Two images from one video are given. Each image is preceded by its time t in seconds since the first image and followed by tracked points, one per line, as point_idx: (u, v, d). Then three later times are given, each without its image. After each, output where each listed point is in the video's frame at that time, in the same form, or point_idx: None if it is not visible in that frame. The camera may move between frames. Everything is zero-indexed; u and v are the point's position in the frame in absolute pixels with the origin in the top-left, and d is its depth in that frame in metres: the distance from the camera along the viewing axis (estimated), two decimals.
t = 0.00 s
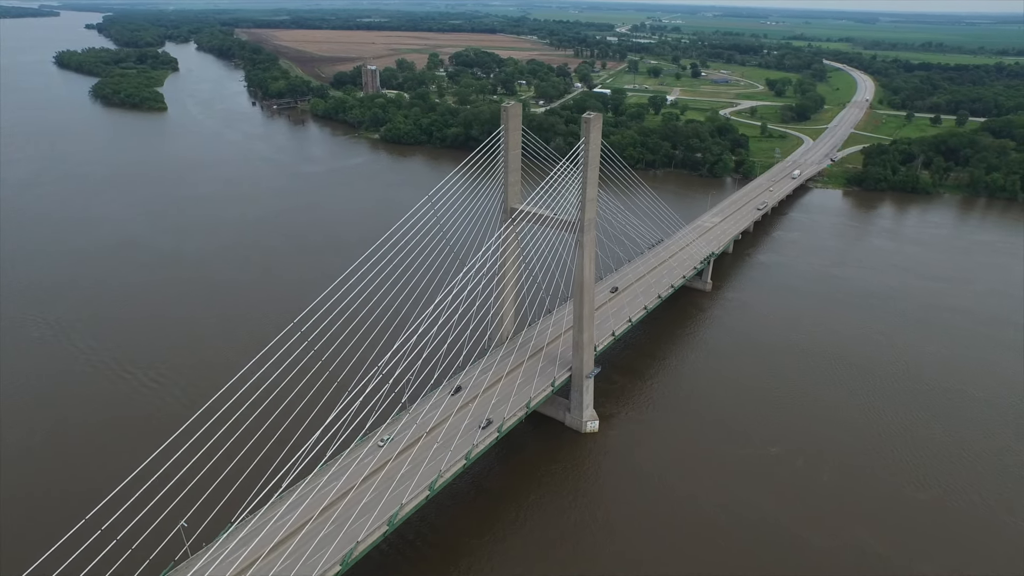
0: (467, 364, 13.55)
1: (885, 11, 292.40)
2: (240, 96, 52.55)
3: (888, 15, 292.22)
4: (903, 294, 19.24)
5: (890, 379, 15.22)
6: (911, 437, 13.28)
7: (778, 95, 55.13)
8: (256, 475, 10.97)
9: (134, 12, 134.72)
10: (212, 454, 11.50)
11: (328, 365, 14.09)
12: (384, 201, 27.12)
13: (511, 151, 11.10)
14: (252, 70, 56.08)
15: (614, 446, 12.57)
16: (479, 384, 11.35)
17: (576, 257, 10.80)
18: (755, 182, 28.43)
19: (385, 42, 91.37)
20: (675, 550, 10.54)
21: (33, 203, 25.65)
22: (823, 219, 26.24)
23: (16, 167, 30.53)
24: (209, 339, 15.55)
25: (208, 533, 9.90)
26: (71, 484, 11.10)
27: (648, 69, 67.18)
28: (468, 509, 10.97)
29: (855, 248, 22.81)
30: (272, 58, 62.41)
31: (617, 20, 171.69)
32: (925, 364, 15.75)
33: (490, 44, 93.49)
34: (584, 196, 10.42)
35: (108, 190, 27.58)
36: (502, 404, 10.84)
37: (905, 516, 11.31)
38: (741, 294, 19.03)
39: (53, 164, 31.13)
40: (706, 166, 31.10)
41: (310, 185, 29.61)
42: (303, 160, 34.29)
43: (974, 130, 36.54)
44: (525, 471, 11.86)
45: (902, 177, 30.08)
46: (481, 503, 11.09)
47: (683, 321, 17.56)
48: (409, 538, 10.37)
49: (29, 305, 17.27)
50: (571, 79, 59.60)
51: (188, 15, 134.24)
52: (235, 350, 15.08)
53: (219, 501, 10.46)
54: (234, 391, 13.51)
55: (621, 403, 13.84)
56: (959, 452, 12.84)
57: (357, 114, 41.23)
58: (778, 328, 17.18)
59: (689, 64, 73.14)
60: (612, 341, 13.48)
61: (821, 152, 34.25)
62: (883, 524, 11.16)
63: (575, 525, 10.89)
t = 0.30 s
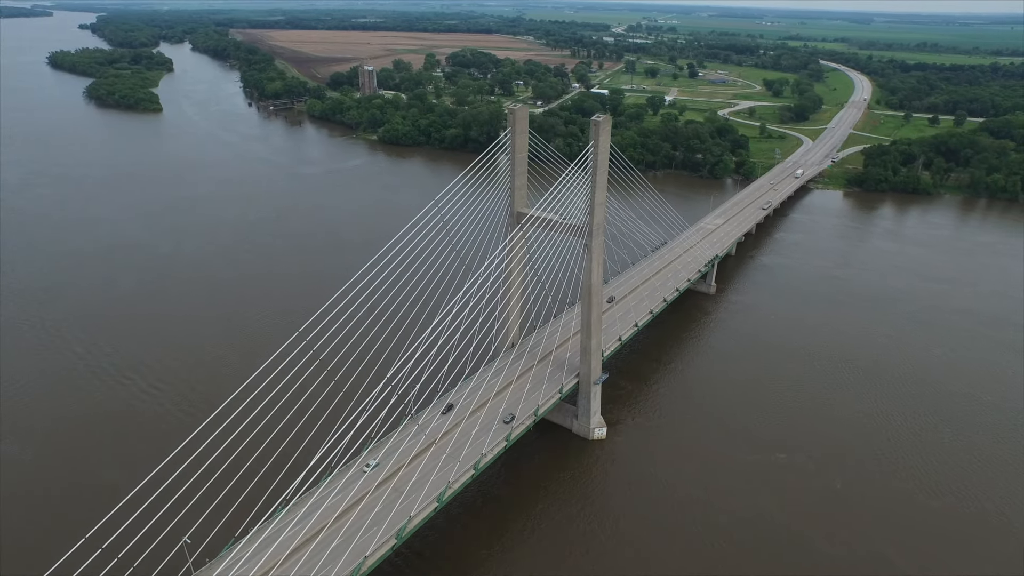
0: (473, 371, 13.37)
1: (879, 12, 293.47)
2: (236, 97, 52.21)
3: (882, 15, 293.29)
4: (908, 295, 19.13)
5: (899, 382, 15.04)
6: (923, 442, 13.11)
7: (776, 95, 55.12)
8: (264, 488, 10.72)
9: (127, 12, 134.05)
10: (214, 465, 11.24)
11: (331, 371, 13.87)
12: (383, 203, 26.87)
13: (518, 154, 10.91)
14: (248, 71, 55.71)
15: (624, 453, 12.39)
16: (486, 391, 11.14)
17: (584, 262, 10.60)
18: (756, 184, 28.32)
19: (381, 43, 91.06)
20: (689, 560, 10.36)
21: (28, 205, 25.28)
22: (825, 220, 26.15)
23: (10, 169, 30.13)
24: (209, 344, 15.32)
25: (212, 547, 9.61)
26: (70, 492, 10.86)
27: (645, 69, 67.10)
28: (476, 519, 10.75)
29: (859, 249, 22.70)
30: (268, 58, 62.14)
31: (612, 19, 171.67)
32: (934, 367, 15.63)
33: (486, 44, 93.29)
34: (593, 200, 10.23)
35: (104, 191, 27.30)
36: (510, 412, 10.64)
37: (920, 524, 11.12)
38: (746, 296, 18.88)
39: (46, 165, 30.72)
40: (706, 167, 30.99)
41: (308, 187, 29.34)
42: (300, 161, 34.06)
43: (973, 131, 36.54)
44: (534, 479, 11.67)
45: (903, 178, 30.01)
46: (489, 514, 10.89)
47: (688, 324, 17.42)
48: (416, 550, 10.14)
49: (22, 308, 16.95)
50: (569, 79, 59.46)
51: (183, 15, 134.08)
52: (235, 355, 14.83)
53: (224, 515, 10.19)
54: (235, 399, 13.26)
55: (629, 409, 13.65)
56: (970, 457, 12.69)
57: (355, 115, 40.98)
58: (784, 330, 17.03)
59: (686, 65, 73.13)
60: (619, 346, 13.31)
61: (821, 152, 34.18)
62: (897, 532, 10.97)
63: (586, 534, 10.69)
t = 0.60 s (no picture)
0: (478, 377, 13.20)
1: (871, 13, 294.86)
2: (231, 98, 51.82)
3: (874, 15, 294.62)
4: (911, 297, 19.11)
5: (906, 385, 14.89)
6: (933, 445, 12.96)
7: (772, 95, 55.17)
8: (266, 501, 10.47)
9: (118, 13, 133.42)
10: (215, 476, 10.96)
11: (335, 377, 13.67)
12: (382, 205, 26.67)
13: (523, 158, 10.75)
14: (242, 72, 55.36)
15: (630, 461, 12.22)
16: (491, 398, 10.97)
17: (591, 268, 10.45)
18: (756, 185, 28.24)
19: (375, 44, 90.80)
20: (701, 568, 10.23)
21: (22, 208, 24.98)
22: (825, 222, 26.11)
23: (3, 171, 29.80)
24: (206, 351, 15.09)
25: (217, 563, 9.37)
26: (68, 508, 10.64)
27: (641, 69, 67.06)
28: (483, 529, 10.59)
29: (861, 251, 22.66)
30: (262, 59, 61.79)
31: (606, 20, 171.73)
32: (941, 368, 15.56)
33: (481, 44, 93.07)
34: (601, 204, 10.08)
35: (97, 193, 26.97)
36: (517, 420, 10.48)
37: (932, 531, 10.98)
38: (749, 299, 18.79)
39: (40, 167, 30.38)
40: (705, 168, 30.93)
41: (306, 189, 29.10)
42: (296, 163, 33.80)
43: (970, 131, 36.58)
44: (541, 487, 11.51)
45: (902, 179, 29.99)
46: (496, 524, 10.71)
47: (691, 327, 17.31)
48: (424, 562, 9.96)
49: (14, 313, 16.65)
50: (565, 79, 59.34)
51: (175, 15, 133.58)
52: (233, 363, 14.58)
53: (226, 530, 9.91)
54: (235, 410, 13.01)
55: (634, 414, 13.50)
56: (981, 461, 12.55)
57: (351, 116, 40.73)
58: (789, 332, 16.91)
59: (682, 65, 73.15)
60: (624, 351, 13.16)
61: (820, 153, 34.14)
62: (911, 540, 10.81)
63: (595, 543, 10.55)
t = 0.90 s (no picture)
0: (482, 385, 13.03)
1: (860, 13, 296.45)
2: (221, 99, 51.38)
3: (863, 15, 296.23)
4: (911, 297, 19.11)
5: (911, 387, 14.81)
6: (940, 448, 12.86)
7: (765, 95, 55.26)
8: (269, 516, 10.23)
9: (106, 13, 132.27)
10: (214, 491, 10.70)
11: (337, 385, 13.46)
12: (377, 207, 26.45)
13: (527, 161, 10.61)
14: (233, 73, 54.91)
15: (637, 468, 12.08)
16: (497, 405, 10.81)
17: (597, 272, 10.31)
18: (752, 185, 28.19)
19: (367, 44, 90.38)
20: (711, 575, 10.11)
21: (12, 210, 24.63)
22: (822, 222, 26.11)
23: None
24: (202, 357, 14.84)
25: None
26: (63, 523, 10.37)
27: (634, 70, 67.04)
28: (491, 539, 10.41)
29: (858, 251, 22.67)
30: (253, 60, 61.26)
31: (597, 19, 171.76)
32: (942, 367, 15.56)
33: (473, 45, 92.79)
34: (607, 208, 9.96)
35: (87, 195, 26.57)
36: (523, 427, 10.33)
37: (941, 534, 10.87)
38: (750, 300, 18.71)
39: (30, 169, 29.98)
40: (702, 168, 30.89)
41: (301, 191, 28.84)
42: (289, 164, 33.49)
43: (963, 130, 36.70)
44: (548, 495, 11.35)
45: (897, 179, 30.06)
46: (504, 533, 10.54)
47: (693, 329, 17.20)
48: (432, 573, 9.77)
49: (4, 318, 16.32)
50: (558, 80, 59.20)
51: (164, 15, 132.49)
52: (230, 370, 14.34)
53: (228, 548, 9.64)
54: (234, 419, 12.76)
55: (638, 420, 13.36)
56: (988, 464, 12.46)
57: (344, 117, 40.45)
58: (791, 333, 16.85)
59: (674, 65, 73.20)
60: (629, 355, 13.01)
61: (815, 153, 34.17)
62: (920, 545, 10.71)
63: (604, 552, 10.39)
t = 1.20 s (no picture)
0: (486, 391, 12.88)
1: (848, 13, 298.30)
2: (212, 100, 50.97)
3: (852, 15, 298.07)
4: (909, 297, 19.14)
5: (914, 388, 14.78)
6: (946, 449, 12.81)
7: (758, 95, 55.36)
8: (274, 527, 10.04)
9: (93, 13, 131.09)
10: (216, 502, 10.47)
11: (339, 392, 13.27)
12: (373, 209, 26.26)
13: (533, 164, 10.47)
14: (224, 74, 54.48)
15: (644, 473, 11.96)
16: (502, 411, 10.66)
17: (604, 276, 10.19)
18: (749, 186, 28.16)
19: (358, 44, 89.89)
20: None
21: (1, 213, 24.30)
22: (819, 222, 26.12)
23: None
24: (199, 364, 14.63)
25: None
26: (62, 535, 10.20)
27: (627, 70, 67.06)
28: (499, 548, 10.26)
29: (856, 251, 22.68)
30: (244, 60, 60.85)
31: (588, 19, 171.81)
32: (943, 367, 15.55)
33: (465, 45, 92.48)
34: (615, 211, 9.84)
35: (78, 197, 26.23)
36: (530, 433, 10.19)
37: (950, 536, 10.81)
38: (750, 301, 18.66)
39: (18, 171, 29.59)
40: (697, 168, 30.86)
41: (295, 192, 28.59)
42: (283, 166, 33.23)
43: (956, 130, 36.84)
44: (554, 502, 11.22)
45: (892, 179, 30.15)
46: (512, 541, 10.40)
47: (694, 331, 17.12)
48: None
49: None
50: (551, 80, 59.09)
51: (152, 15, 131.45)
52: (228, 376, 14.15)
53: (233, 562, 9.44)
54: (234, 426, 12.57)
55: (643, 424, 13.24)
56: (994, 464, 12.42)
57: (337, 118, 40.18)
58: (792, 334, 16.80)
59: (667, 65, 73.27)
60: (633, 360, 12.90)
61: (810, 153, 34.20)
62: (930, 548, 10.62)
63: (613, 559, 10.26)
